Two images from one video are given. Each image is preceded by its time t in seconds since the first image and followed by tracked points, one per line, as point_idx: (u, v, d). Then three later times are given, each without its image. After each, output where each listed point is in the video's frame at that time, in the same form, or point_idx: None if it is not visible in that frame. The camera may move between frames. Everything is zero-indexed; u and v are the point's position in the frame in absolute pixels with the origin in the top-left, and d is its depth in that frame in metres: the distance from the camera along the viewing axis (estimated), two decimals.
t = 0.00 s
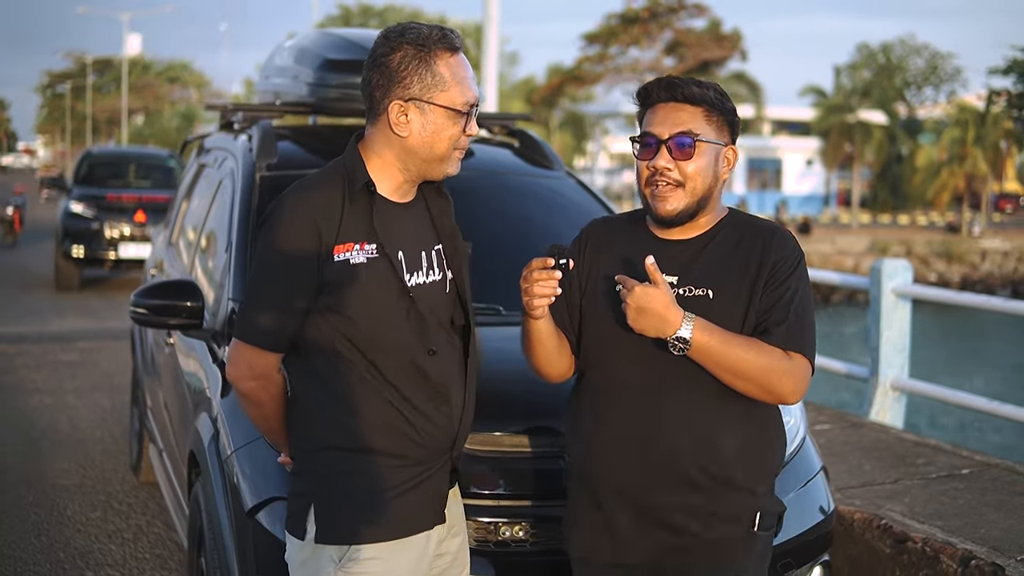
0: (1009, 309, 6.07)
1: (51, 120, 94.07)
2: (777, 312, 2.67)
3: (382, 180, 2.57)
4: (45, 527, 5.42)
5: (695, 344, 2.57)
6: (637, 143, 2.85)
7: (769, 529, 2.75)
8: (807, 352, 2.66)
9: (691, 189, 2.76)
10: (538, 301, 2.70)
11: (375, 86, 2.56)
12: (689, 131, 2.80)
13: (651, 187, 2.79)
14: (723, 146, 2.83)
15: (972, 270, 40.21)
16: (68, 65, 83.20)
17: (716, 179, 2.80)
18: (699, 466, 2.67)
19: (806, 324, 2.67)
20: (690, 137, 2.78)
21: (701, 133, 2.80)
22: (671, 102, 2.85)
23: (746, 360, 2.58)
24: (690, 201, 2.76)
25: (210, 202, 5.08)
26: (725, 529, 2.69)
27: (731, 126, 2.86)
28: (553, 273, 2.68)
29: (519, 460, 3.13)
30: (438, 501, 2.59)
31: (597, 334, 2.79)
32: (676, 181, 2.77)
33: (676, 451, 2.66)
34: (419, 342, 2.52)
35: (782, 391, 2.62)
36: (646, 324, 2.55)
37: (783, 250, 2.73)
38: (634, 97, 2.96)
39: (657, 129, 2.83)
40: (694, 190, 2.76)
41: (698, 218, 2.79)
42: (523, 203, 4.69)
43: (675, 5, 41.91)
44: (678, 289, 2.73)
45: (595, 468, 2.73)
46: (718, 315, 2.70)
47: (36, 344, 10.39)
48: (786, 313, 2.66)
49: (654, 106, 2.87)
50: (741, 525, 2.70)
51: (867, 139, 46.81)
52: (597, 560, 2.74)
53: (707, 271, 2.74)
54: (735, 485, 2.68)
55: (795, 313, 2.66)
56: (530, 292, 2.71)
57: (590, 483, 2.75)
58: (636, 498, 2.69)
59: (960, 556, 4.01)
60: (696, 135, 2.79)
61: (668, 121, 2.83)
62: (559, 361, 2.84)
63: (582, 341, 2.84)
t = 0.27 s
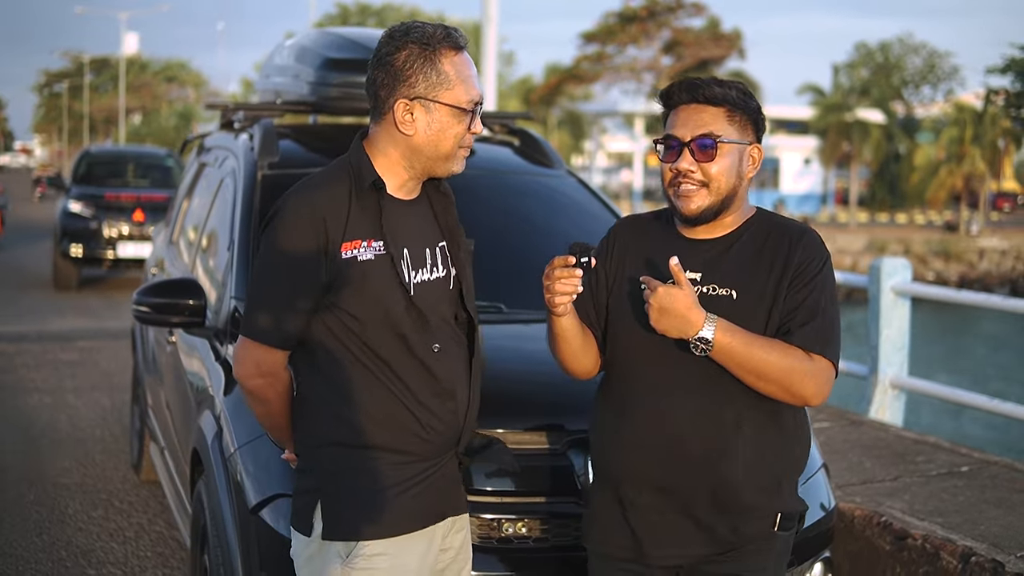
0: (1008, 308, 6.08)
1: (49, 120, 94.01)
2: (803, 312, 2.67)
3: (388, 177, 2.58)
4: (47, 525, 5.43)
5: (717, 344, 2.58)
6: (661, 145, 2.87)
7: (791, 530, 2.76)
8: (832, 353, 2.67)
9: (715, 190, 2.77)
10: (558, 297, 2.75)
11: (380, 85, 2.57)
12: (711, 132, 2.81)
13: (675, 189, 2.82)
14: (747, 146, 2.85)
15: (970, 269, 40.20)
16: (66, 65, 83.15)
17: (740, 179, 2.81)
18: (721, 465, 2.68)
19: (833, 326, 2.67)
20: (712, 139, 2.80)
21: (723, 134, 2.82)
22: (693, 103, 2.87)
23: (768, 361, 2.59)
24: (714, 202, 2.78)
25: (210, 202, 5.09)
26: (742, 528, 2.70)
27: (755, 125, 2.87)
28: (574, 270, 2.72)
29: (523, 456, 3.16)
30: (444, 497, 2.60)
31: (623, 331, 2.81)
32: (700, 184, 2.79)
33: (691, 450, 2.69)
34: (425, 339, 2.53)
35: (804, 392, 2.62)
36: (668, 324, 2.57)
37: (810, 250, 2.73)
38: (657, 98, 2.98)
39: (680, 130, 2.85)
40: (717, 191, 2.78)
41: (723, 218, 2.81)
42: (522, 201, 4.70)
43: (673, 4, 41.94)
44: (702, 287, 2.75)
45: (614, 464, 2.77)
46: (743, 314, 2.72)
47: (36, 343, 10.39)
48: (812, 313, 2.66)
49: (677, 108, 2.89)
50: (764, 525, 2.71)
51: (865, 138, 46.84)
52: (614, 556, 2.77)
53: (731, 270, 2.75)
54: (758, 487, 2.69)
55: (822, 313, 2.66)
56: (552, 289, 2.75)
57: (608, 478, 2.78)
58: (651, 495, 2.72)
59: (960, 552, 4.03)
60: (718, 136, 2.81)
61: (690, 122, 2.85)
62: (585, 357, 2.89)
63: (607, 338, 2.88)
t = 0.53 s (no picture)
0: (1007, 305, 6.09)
1: (47, 118, 93.86)
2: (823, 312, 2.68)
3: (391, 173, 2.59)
4: (48, 522, 5.44)
5: (736, 341, 2.59)
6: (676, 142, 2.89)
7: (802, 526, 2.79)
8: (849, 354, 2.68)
9: (724, 189, 2.79)
10: (566, 290, 2.78)
11: (381, 82, 2.58)
12: (726, 130, 2.82)
13: (686, 185, 2.84)
14: (763, 146, 2.84)
15: (968, 267, 40.19)
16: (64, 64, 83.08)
17: (752, 179, 2.82)
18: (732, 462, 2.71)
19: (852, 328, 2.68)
20: (724, 137, 2.81)
21: (737, 133, 2.82)
22: (711, 101, 2.88)
23: (786, 361, 2.60)
24: (724, 200, 2.79)
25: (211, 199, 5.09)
26: (749, 526, 2.73)
27: (774, 126, 2.87)
28: (584, 263, 2.74)
29: (525, 451, 3.17)
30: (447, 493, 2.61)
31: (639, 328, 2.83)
32: (710, 182, 2.80)
33: (701, 446, 2.71)
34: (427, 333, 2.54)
35: (821, 393, 2.64)
36: (688, 319, 2.57)
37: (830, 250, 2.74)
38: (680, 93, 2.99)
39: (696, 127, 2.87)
40: (728, 190, 2.79)
41: (733, 217, 2.82)
42: (523, 199, 4.71)
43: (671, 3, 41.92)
44: (718, 287, 2.77)
45: (625, 460, 2.79)
46: (762, 312, 2.73)
47: (35, 341, 10.39)
48: (830, 313, 2.67)
49: (695, 105, 2.90)
50: (774, 523, 2.75)
51: (863, 137, 46.83)
52: (621, 551, 2.79)
53: (749, 270, 2.77)
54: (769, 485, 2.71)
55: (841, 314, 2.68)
56: (562, 280, 2.77)
57: (619, 473, 2.81)
58: (660, 491, 2.75)
59: (960, 548, 4.04)
60: (731, 135, 2.81)
61: (704, 119, 2.86)
62: (600, 350, 2.91)
63: (625, 334, 2.90)
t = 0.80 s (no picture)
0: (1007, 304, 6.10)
1: (46, 118, 93.80)
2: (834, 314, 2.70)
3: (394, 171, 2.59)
4: (48, 521, 5.44)
5: (775, 328, 2.58)
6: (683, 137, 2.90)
7: (803, 525, 2.80)
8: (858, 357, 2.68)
9: (724, 186, 2.79)
10: (568, 285, 2.78)
11: (381, 80, 2.59)
12: (731, 128, 2.82)
13: (688, 180, 2.85)
14: (769, 146, 2.84)
15: (967, 266, 40.18)
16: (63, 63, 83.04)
17: (756, 178, 2.81)
18: (735, 460, 2.71)
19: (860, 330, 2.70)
20: (729, 134, 2.80)
21: (742, 131, 2.82)
22: (720, 98, 2.88)
23: (812, 357, 2.61)
24: (723, 197, 2.80)
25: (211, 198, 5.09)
26: (751, 524, 2.73)
27: (782, 126, 2.86)
28: (586, 260, 2.75)
29: (526, 449, 3.17)
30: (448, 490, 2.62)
31: (643, 326, 2.83)
32: (710, 178, 2.81)
33: (704, 445, 2.72)
34: (428, 332, 2.54)
35: (841, 394, 2.66)
36: (732, 295, 2.55)
37: (837, 251, 2.74)
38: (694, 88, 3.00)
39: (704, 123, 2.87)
40: (728, 187, 2.79)
41: (732, 215, 2.82)
42: (523, 197, 4.71)
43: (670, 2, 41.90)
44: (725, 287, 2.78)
45: (629, 457, 2.80)
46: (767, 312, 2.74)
47: (35, 340, 10.39)
48: (839, 315, 2.69)
49: (705, 101, 2.90)
50: (775, 522, 2.75)
51: (862, 136, 46.84)
52: (623, 548, 2.81)
53: (756, 270, 2.78)
54: (770, 482, 2.72)
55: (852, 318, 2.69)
56: (564, 276, 2.78)
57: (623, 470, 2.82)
58: (662, 488, 2.76)
59: (960, 546, 4.05)
60: (736, 133, 2.81)
61: (712, 114, 2.86)
62: (604, 346, 2.93)
63: (629, 332, 2.91)
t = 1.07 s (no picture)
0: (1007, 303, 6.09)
1: (44, 117, 93.78)
2: (839, 320, 2.70)
3: (393, 170, 2.59)
4: (47, 520, 5.44)
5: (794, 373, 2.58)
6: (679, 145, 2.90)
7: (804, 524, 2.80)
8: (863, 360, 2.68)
9: (722, 198, 2.80)
10: (562, 286, 2.76)
11: (379, 78, 2.58)
12: (726, 137, 2.82)
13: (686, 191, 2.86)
14: (764, 152, 2.83)
15: (966, 265, 40.16)
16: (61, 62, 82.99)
17: (754, 186, 2.81)
18: (735, 459, 2.71)
19: (865, 335, 2.69)
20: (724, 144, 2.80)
21: (737, 139, 2.82)
22: (714, 105, 2.87)
23: (830, 379, 2.62)
24: (722, 208, 2.80)
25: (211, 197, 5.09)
26: (751, 523, 2.73)
27: (778, 130, 2.85)
28: (578, 261, 2.73)
29: (525, 448, 3.17)
30: (449, 490, 2.61)
31: (645, 326, 2.83)
32: (708, 189, 2.82)
33: (704, 444, 2.72)
34: (428, 331, 2.54)
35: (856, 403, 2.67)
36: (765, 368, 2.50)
37: (840, 254, 2.73)
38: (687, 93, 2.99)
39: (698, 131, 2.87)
40: (725, 198, 2.80)
41: (733, 222, 2.83)
42: (522, 197, 4.71)
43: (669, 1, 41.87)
44: (728, 288, 2.77)
45: (629, 455, 2.80)
46: (769, 312, 2.73)
47: (34, 340, 10.38)
48: (843, 319, 2.69)
49: (698, 108, 2.90)
50: (776, 521, 2.74)
51: (861, 135, 46.83)
52: (624, 546, 2.80)
53: (758, 271, 2.76)
54: (770, 481, 2.71)
55: (856, 321, 2.69)
56: (559, 279, 2.76)
57: (624, 468, 2.81)
58: (662, 486, 2.76)
59: (960, 545, 4.05)
60: (731, 142, 2.81)
61: (707, 123, 2.86)
62: (605, 347, 2.91)
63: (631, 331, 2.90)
